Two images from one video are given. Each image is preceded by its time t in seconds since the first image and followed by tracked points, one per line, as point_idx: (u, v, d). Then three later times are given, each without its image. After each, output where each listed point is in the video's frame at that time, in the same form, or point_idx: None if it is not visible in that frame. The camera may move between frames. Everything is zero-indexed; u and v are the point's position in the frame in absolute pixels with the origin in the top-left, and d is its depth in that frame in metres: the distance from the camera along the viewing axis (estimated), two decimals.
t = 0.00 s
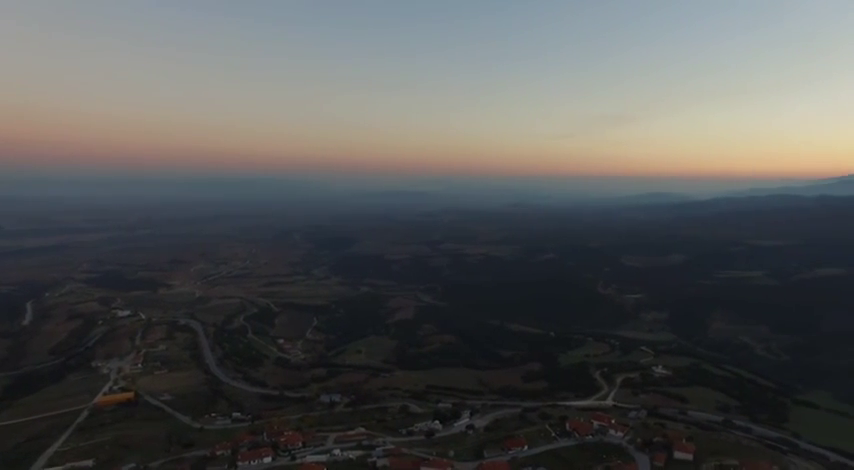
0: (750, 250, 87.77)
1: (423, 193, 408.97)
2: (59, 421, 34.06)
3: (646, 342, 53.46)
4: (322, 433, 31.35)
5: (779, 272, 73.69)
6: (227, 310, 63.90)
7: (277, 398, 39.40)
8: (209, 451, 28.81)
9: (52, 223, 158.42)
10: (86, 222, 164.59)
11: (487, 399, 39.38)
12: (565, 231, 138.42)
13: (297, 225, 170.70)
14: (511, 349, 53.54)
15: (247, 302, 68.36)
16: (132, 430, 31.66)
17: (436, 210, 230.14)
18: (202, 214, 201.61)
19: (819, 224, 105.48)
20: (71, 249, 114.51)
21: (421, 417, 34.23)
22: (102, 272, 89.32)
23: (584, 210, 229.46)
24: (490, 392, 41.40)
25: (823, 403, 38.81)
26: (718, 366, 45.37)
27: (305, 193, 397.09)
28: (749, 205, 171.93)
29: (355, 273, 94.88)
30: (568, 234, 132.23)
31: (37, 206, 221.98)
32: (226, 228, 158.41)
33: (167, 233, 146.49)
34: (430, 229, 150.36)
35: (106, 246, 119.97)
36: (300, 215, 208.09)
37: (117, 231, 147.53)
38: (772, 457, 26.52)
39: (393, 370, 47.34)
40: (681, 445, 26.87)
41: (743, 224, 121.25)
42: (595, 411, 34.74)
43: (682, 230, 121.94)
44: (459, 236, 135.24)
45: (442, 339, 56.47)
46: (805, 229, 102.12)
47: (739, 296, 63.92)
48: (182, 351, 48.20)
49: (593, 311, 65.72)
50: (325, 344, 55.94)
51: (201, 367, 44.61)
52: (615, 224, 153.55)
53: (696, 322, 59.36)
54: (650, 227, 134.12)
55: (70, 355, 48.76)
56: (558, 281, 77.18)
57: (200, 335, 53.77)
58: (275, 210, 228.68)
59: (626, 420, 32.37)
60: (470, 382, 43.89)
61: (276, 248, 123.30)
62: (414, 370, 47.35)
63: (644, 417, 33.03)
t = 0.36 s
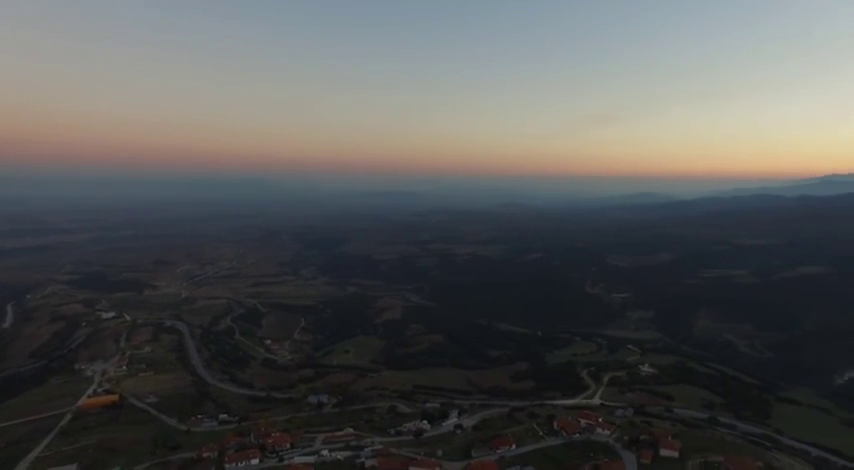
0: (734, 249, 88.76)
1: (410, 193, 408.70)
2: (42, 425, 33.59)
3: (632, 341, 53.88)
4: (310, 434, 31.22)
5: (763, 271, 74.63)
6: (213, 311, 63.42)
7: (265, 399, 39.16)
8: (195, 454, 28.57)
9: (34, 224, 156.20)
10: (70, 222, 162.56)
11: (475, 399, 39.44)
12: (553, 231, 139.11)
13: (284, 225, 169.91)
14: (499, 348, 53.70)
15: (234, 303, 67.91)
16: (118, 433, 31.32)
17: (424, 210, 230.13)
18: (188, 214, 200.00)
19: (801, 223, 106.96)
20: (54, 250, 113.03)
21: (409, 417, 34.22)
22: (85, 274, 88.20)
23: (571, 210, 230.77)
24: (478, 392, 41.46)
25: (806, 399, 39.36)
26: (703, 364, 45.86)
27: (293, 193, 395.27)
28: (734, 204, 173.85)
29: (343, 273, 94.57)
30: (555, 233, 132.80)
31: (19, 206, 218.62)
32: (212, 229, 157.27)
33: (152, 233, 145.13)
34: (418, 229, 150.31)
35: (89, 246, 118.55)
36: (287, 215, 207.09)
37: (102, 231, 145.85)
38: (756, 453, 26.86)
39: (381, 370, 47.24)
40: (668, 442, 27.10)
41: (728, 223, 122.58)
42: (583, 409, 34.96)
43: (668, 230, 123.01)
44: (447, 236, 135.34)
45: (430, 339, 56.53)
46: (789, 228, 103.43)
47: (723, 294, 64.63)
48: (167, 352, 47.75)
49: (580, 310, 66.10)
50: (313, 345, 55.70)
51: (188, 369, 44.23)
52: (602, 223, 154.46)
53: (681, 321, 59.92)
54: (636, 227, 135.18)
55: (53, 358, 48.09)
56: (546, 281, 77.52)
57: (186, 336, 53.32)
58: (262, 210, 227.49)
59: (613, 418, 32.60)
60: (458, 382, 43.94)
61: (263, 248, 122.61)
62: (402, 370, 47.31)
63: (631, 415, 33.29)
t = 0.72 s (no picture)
0: (719, 248, 89.81)
1: (397, 193, 408.56)
2: (24, 429, 33.13)
3: (619, 340, 54.31)
4: (298, 435, 31.09)
5: (747, 270, 75.55)
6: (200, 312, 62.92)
7: (252, 401, 38.92)
8: (181, 456, 28.33)
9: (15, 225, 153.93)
10: (52, 223, 160.42)
11: (464, 399, 39.51)
12: (540, 231, 139.85)
13: (271, 226, 169.12)
14: (487, 348, 53.87)
15: (220, 304, 67.44)
16: (102, 437, 30.99)
17: (411, 210, 230.13)
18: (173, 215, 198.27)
19: (783, 223, 108.49)
20: (36, 251, 111.47)
21: (397, 417, 34.21)
22: (68, 275, 87.06)
23: (558, 210, 232.17)
24: (466, 392, 41.58)
25: (789, 395, 39.95)
26: (689, 362, 46.37)
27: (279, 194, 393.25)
28: (718, 204, 175.84)
29: (331, 274, 94.28)
30: (543, 233, 133.38)
31: None
32: (198, 229, 156.12)
33: (137, 234, 143.71)
34: (405, 230, 150.28)
35: (73, 247, 117.09)
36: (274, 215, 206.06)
37: (86, 232, 144.04)
38: (740, 449, 27.21)
39: (370, 371, 47.14)
40: (653, 440, 27.37)
41: (712, 223, 123.96)
42: (570, 408, 35.18)
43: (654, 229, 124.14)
44: (435, 236, 135.49)
45: (419, 339, 56.58)
46: (772, 227, 104.84)
47: (708, 293, 65.39)
48: (153, 354, 47.29)
49: (567, 310, 66.48)
50: (301, 346, 55.47)
51: (174, 371, 43.84)
52: (589, 223, 155.42)
53: (667, 319, 60.54)
54: (623, 227, 136.27)
55: (35, 361, 47.42)
56: (533, 280, 77.88)
57: (172, 338, 52.86)
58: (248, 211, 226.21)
59: (600, 416, 32.86)
60: (446, 382, 43.99)
61: (250, 249, 121.92)
62: (391, 370, 47.31)
63: (618, 413, 33.56)
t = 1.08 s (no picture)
0: (703, 247, 90.92)
1: (384, 192, 408.34)
2: (5, 433, 32.62)
3: (605, 338, 54.74)
4: (285, 436, 30.92)
5: (731, 269, 76.54)
6: (185, 314, 62.35)
7: (239, 403, 38.67)
8: (167, 459, 28.06)
9: None
10: (33, 224, 158.03)
11: (451, 399, 39.55)
12: (527, 230, 140.63)
13: (257, 226, 168.26)
14: (475, 348, 54.02)
15: (206, 305, 66.92)
16: (86, 440, 30.61)
17: (399, 210, 230.14)
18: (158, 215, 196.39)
19: (765, 222, 110.08)
20: (17, 252, 109.73)
21: (385, 418, 34.19)
22: (50, 276, 85.83)
23: (544, 210, 233.55)
24: (454, 391, 41.67)
25: (772, 392, 40.52)
26: (674, 360, 46.87)
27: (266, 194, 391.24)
28: (702, 204, 177.86)
29: (318, 274, 93.95)
30: (529, 233, 133.95)
31: None
32: (183, 229, 154.85)
33: (121, 234, 142.13)
34: (393, 230, 150.21)
35: (55, 248, 115.45)
36: (261, 215, 204.96)
37: (68, 233, 142.00)
38: (724, 445, 27.53)
39: (358, 371, 47.03)
40: (639, 437, 27.59)
41: (697, 222, 125.43)
42: (557, 407, 35.36)
43: (640, 229, 125.29)
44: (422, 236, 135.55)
45: (407, 338, 56.65)
46: (754, 227, 106.34)
47: (692, 291, 66.14)
48: (138, 356, 46.80)
49: (554, 309, 66.90)
50: (288, 346, 55.22)
51: (159, 373, 43.43)
52: (575, 223, 156.39)
53: (652, 318, 61.13)
54: (608, 226, 137.37)
55: (17, 364, 46.72)
56: (520, 280, 78.17)
57: (157, 340, 52.35)
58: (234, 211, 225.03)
59: (587, 415, 33.08)
60: (434, 382, 44.02)
61: (236, 249, 121.18)
62: (378, 371, 47.23)
63: (604, 412, 33.81)
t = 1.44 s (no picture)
0: (690, 247, 91.73)
1: (373, 192, 407.84)
2: None
3: (594, 337, 55.05)
4: (275, 437, 30.78)
5: (718, 268, 77.29)
6: (173, 315, 61.88)
7: (228, 404, 38.41)
8: (155, 461, 27.82)
9: None
10: (18, 224, 156.14)
11: (442, 399, 39.56)
12: (516, 230, 141.20)
13: (246, 226, 167.44)
14: (465, 347, 54.08)
15: (194, 306, 66.45)
16: (73, 443, 30.27)
17: (388, 210, 230.01)
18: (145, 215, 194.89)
19: (752, 222, 111.24)
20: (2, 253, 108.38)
21: (375, 418, 34.13)
22: (36, 277, 84.87)
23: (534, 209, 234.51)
24: (445, 391, 41.70)
25: (758, 390, 40.96)
26: (662, 359, 47.24)
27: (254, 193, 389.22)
28: (690, 204, 179.45)
29: (308, 274, 93.58)
30: (519, 233, 134.28)
31: None
32: (171, 229, 153.76)
33: (108, 234, 140.83)
34: (382, 229, 150.10)
35: (40, 249, 114.18)
36: (249, 215, 203.94)
37: (53, 233, 140.22)
38: (712, 443, 27.81)
39: (348, 372, 46.92)
40: (629, 436, 27.78)
41: (685, 222, 126.51)
42: (548, 406, 35.48)
43: (629, 228, 126.16)
44: (412, 236, 135.45)
45: (397, 338, 56.62)
46: (741, 226, 107.41)
47: (680, 290, 66.69)
48: (125, 357, 46.34)
49: (543, 309, 67.15)
50: (277, 347, 54.95)
51: (147, 374, 43.04)
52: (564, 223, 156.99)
53: (641, 317, 61.58)
54: (597, 226, 138.19)
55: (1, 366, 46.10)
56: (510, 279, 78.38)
57: (145, 341, 51.88)
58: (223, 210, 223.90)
59: (577, 414, 33.25)
60: (424, 382, 44.01)
61: (225, 249, 120.54)
62: (368, 371, 47.14)
63: (594, 410, 34.00)
